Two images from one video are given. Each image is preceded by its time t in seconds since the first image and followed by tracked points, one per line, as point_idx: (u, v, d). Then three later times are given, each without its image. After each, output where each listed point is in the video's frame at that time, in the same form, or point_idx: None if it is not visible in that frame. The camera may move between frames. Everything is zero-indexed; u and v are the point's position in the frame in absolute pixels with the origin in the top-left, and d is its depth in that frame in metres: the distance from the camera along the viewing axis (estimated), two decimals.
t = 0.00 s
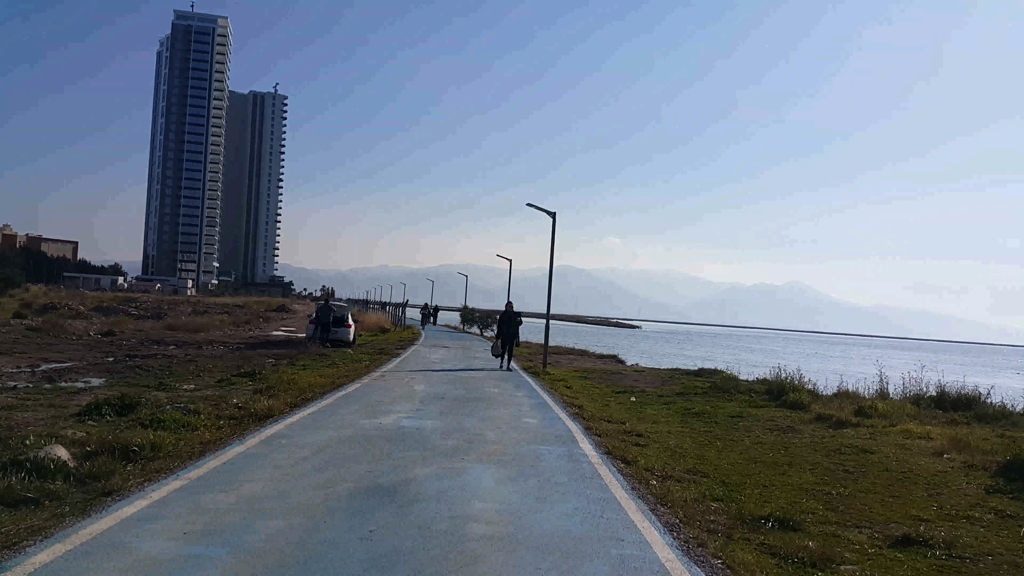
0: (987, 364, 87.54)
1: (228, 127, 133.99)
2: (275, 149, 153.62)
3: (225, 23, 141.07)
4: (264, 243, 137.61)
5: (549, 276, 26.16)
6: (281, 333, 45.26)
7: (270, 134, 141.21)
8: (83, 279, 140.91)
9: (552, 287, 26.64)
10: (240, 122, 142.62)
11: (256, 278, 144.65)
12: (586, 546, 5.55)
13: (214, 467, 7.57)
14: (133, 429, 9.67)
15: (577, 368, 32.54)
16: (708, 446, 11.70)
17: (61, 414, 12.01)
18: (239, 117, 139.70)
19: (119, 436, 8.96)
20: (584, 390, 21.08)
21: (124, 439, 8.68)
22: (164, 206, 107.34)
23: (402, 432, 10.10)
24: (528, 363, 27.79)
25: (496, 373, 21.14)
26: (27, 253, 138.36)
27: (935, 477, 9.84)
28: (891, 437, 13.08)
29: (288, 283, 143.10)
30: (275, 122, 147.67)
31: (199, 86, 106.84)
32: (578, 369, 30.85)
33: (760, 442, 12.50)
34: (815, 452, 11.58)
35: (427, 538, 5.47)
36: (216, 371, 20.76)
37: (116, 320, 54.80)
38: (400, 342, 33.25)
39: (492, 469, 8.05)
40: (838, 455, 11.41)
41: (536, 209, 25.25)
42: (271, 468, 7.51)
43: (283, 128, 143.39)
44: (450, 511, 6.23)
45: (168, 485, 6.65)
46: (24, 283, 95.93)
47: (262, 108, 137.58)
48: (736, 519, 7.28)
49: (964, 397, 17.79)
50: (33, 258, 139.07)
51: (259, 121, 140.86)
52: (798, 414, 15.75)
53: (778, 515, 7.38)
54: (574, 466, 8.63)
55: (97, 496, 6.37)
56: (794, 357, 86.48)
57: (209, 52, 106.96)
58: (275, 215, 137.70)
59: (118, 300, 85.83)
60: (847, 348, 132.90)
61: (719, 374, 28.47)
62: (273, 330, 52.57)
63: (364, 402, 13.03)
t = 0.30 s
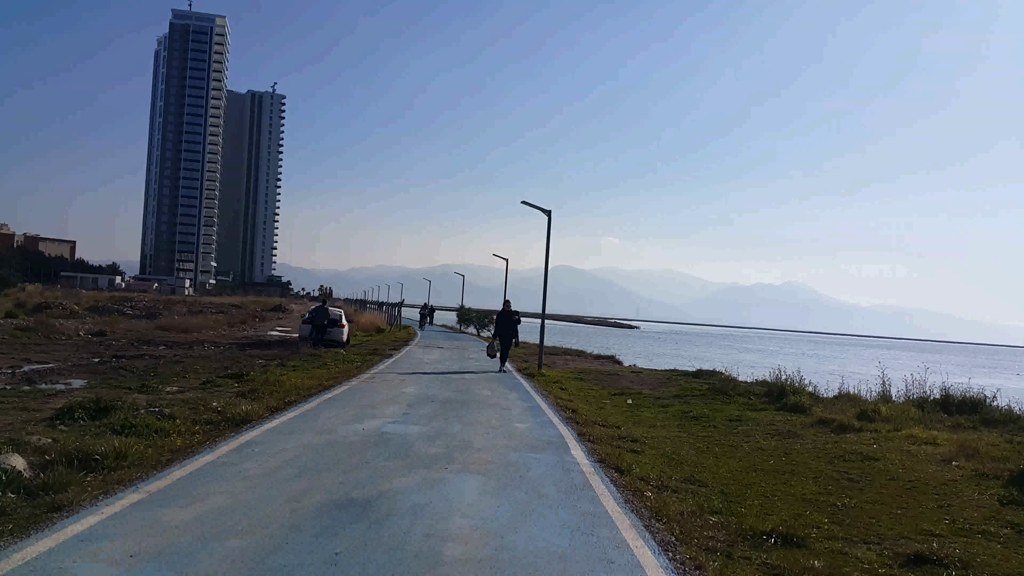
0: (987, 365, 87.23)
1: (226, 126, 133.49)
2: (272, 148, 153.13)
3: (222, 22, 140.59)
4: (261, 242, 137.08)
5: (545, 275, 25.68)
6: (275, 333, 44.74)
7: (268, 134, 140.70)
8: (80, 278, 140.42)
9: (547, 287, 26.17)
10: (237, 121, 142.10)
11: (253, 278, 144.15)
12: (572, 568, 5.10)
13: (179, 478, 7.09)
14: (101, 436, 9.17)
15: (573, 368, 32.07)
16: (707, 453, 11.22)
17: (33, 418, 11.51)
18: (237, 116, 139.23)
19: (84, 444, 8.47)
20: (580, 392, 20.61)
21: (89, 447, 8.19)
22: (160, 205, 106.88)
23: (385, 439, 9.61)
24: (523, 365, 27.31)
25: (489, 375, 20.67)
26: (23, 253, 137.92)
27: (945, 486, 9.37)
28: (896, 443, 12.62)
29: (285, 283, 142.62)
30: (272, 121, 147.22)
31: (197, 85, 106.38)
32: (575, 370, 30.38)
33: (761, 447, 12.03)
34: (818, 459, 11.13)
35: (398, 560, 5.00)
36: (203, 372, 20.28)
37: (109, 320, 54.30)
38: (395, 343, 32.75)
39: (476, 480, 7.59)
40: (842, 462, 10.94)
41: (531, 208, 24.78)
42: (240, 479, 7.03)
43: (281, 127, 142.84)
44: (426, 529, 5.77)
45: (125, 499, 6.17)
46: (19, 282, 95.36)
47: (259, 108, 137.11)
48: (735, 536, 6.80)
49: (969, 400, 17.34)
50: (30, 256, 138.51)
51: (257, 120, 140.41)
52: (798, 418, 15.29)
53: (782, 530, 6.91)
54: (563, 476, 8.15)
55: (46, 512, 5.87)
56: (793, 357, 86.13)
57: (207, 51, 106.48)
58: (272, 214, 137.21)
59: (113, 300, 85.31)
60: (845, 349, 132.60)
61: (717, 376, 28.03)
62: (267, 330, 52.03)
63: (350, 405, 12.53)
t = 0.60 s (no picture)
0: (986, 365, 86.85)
1: (222, 126, 132.95)
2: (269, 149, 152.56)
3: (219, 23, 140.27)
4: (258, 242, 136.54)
5: (541, 274, 25.20)
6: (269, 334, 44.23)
7: (264, 134, 140.14)
8: (75, 279, 139.86)
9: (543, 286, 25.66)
10: (233, 121, 141.55)
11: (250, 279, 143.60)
12: None
13: (142, 488, 6.57)
14: (66, 442, 8.65)
15: (570, 368, 31.61)
16: (708, 456, 10.71)
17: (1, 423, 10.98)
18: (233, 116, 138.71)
19: (46, 451, 7.95)
20: (577, 393, 20.10)
21: (50, 453, 7.67)
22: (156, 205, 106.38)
23: (370, 443, 9.10)
24: (519, 365, 26.81)
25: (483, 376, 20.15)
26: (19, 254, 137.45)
27: (960, 490, 8.88)
28: (906, 445, 12.12)
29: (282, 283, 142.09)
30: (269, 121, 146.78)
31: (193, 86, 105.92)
32: (572, 370, 29.90)
33: (764, 450, 11.53)
34: (826, 463, 10.63)
35: None
36: (190, 374, 19.77)
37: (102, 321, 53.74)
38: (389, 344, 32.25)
39: (464, 488, 7.08)
40: (850, 466, 10.44)
41: (526, 205, 24.31)
42: (208, 490, 6.52)
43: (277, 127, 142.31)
44: (406, 544, 5.26)
45: (76, 515, 5.66)
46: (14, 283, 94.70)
47: (256, 108, 136.60)
48: (742, 548, 6.30)
49: (977, 400, 16.84)
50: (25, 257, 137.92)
51: (254, 120, 139.84)
52: (802, 419, 14.79)
53: (791, 541, 6.42)
54: (557, 483, 7.65)
55: None
56: (791, 357, 85.71)
57: (203, 51, 106.02)
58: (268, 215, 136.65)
59: (109, 301, 84.70)
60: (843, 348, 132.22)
61: (716, 376, 27.55)
62: (261, 331, 51.54)
63: (336, 408, 12.01)
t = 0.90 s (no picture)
0: (985, 367, 86.51)
1: (219, 126, 132.37)
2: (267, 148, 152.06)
3: (217, 22, 139.76)
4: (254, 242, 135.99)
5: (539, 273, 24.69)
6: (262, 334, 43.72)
7: (262, 133, 139.60)
8: (72, 279, 139.34)
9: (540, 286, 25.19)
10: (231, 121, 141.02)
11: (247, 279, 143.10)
12: None
13: (103, 502, 6.07)
14: (33, 449, 8.15)
15: (568, 370, 31.13)
16: (713, 464, 10.22)
17: None
18: (231, 115, 138.16)
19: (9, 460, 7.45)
20: (574, 396, 19.58)
21: (11, 463, 7.17)
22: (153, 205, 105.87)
23: (356, 450, 8.61)
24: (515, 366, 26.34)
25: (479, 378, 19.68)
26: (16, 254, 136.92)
27: (982, 502, 8.38)
28: (917, 451, 11.64)
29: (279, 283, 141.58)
30: (267, 121, 146.25)
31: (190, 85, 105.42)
32: (570, 372, 29.41)
33: (771, 457, 11.02)
34: (836, 472, 10.12)
35: None
36: (177, 375, 19.26)
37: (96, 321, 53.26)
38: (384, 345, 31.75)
39: (453, 502, 6.58)
40: (861, 475, 9.94)
41: (524, 204, 23.82)
42: (178, 506, 6.01)
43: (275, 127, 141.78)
44: (384, 570, 4.76)
45: (24, 534, 5.17)
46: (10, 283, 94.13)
47: (254, 108, 136.05)
48: (754, 569, 5.78)
49: (986, 404, 16.37)
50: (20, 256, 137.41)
51: (251, 120, 139.34)
52: (807, 424, 14.28)
53: (807, 562, 5.90)
54: (553, 496, 7.13)
55: None
56: (789, 358, 85.29)
57: (201, 51, 105.51)
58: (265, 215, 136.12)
59: (105, 301, 84.16)
60: (841, 349, 131.87)
61: (717, 378, 27.05)
62: (256, 331, 51.02)
63: (323, 412, 11.51)
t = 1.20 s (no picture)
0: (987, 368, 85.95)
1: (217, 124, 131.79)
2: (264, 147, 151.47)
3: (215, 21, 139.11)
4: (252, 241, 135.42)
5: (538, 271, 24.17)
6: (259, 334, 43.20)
7: (260, 133, 139.05)
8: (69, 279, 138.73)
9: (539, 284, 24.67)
10: (229, 120, 140.52)
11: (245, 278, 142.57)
12: None
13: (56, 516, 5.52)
14: None
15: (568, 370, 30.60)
16: (719, 469, 9.69)
17: None
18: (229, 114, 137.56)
19: None
20: (573, 397, 19.06)
21: None
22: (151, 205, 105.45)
23: (341, 456, 8.07)
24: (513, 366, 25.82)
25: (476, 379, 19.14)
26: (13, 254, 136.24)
27: (1010, 512, 7.84)
28: (934, 454, 11.11)
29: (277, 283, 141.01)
30: (265, 120, 145.65)
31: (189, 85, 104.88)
32: (569, 372, 28.87)
33: (781, 462, 10.49)
34: (851, 477, 9.59)
35: None
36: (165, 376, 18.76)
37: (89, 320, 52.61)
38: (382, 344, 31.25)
39: (440, 513, 6.05)
40: (877, 480, 9.39)
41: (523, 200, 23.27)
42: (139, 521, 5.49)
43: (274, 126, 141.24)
44: None
45: None
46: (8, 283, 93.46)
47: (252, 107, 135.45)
48: None
49: (999, 404, 15.86)
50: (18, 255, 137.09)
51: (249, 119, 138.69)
52: (816, 426, 13.74)
53: None
54: (548, 506, 6.59)
55: None
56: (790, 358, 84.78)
57: (200, 50, 105.04)
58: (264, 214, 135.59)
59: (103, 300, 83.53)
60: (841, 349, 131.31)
61: (719, 378, 26.53)
62: (252, 331, 50.46)
63: (309, 415, 10.99)
